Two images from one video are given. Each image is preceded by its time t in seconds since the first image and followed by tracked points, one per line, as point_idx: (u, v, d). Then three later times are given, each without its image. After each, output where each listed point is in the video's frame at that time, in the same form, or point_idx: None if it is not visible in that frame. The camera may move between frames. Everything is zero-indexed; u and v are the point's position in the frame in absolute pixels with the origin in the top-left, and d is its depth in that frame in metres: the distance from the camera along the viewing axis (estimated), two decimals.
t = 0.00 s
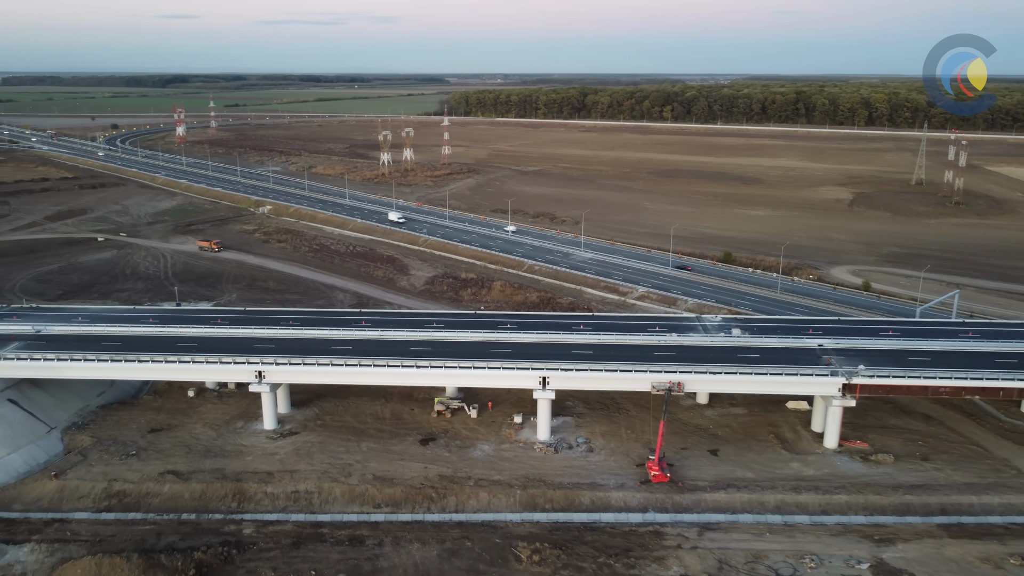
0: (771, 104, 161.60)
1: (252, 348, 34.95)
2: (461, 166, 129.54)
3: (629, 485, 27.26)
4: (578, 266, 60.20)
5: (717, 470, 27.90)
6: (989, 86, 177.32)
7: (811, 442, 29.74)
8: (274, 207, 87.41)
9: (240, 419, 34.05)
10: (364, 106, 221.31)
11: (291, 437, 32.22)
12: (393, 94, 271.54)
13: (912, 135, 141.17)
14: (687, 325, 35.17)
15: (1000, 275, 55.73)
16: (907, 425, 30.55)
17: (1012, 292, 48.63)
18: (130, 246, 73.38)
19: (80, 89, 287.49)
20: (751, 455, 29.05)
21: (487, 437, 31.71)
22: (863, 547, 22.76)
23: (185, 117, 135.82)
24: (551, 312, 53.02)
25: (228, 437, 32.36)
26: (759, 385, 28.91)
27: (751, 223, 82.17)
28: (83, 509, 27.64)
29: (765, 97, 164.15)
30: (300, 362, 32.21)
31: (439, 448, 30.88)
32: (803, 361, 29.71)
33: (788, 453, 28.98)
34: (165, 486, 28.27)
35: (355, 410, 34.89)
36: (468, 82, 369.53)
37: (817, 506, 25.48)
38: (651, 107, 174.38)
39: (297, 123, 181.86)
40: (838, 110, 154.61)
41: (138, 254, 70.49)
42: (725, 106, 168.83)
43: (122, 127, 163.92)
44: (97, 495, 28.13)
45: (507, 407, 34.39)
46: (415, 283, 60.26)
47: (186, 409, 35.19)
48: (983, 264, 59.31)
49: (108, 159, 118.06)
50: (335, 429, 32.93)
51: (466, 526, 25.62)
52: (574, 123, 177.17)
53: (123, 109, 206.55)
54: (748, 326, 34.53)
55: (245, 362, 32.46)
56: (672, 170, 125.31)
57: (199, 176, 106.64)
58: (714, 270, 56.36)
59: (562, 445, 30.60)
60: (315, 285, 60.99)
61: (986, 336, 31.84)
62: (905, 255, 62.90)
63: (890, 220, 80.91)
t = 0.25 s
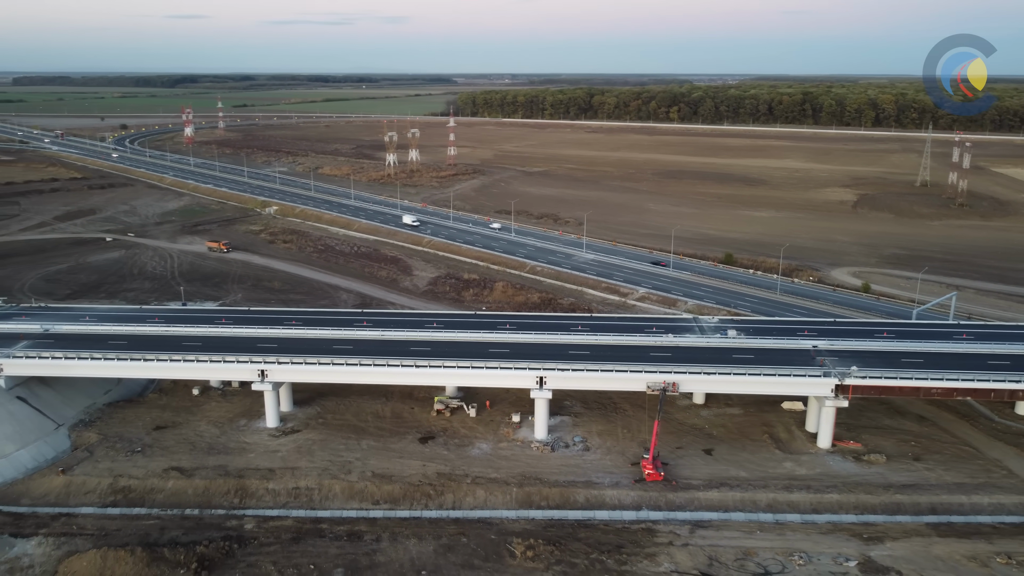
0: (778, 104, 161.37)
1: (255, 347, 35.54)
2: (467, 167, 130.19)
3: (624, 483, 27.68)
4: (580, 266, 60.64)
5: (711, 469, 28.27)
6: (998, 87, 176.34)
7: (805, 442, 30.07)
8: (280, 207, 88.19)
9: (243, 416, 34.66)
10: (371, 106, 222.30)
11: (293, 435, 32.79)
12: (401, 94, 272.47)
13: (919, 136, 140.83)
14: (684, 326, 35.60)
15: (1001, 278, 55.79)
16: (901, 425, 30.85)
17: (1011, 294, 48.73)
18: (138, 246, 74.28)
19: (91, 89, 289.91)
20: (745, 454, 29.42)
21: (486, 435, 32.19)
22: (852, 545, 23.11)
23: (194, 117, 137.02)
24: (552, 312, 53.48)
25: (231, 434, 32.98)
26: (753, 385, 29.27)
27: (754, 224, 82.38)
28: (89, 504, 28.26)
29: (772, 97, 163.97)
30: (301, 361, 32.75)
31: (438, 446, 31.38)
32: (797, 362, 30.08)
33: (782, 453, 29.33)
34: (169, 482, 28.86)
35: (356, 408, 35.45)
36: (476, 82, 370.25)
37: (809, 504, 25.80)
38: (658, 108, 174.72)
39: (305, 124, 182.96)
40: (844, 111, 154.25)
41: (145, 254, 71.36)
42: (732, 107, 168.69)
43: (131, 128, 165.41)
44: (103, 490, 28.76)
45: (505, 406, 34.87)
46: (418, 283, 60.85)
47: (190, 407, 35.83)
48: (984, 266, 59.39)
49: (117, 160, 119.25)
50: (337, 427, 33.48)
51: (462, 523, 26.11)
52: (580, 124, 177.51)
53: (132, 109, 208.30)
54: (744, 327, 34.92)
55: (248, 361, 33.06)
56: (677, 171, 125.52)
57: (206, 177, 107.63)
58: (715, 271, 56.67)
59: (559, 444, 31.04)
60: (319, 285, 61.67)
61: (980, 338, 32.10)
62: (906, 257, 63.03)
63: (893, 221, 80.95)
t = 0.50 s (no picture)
0: (789, 105, 160.83)
1: (261, 346, 36.28)
2: (476, 168, 130.85)
3: (620, 481, 28.13)
4: (585, 268, 61.11)
5: (706, 469, 28.68)
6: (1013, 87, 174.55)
7: (801, 443, 30.41)
8: (290, 208, 89.17)
9: (250, 414, 35.40)
10: (382, 107, 223.42)
11: (297, 432, 33.48)
12: (412, 94, 273.67)
13: (930, 137, 140.02)
14: (683, 328, 35.99)
15: (1006, 281, 55.70)
16: (897, 426, 31.12)
17: (1015, 297, 48.70)
18: (150, 246, 75.41)
19: (106, 89, 292.97)
20: (741, 454, 29.81)
21: (486, 434, 32.74)
22: (842, 544, 23.48)
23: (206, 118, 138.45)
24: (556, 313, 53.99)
25: (237, 431, 33.73)
26: (749, 386, 29.65)
27: (760, 226, 82.48)
28: (99, 498, 29.07)
29: (783, 98, 163.45)
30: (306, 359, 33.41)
31: (439, 444, 31.96)
32: (793, 364, 30.42)
33: (777, 453, 29.69)
34: (177, 477, 29.61)
35: (360, 407, 36.10)
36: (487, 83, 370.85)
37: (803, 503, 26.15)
38: (668, 109, 174.80)
39: (316, 124, 184.33)
40: (856, 112, 153.48)
41: (157, 254, 72.47)
42: (742, 108, 168.33)
43: (145, 128, 167.21)
44: (112, 484, 29.55)
45: (506, 405, 35.42)
46: (424, 283, 61.50)
47: (198, 404, 36.63)
48: (990, 269, 59.29)
49: (131, 160, 120.77)
50: (341, 425, 34.15)
51: (461, 519, 26.66)
52: (590, 125, 177.77)
53: (146, 110, 210.49)
54: (743, 329, 35.28)
55: (254, 360, 33.76)
56: (685, 172, 125.61)
57: (218, 177, 108.88)
58: (719, 273, 56.98)
59: (558, 443, 31.55)
60: (327, 285, 62.49)
61: (977, 341, 32.29)
62: (912, 259, 63.00)
63: (901, 224, 80.81)
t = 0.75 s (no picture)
0: (800, 106, 160.23)
1: (267, 344, 36.90)
2: (485, 168, 131.38)
3: (618, 480, 28.51)
4: (590, 269, 61.45)
5: (704, 469, 29.01)
6: None
7: (798, 443, 30.68)
8: (300, 208, 90.02)
9: (256, 411, 36.05)
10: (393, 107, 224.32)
11: (302, 430, 34.07)
12: (423, 94, 274.67)
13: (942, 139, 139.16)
14: (684, 329, 36.33)
15: (1012, 284, 55.60)
16: (895, 428, 31.33)
17: (1019, 300, 48.64)
18: (161, 245, 76.39)
19: (120, 89, 295.85)
20: (738, 454, 30.12)
21: (487, 433, 33.22)
22: (835, 543, 23.78)
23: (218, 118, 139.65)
24: (560, 314, 54.39)
25: (243, 428, 34.37)
26: (747, 387, 29.96)
27: (767, 228, 82.52)
28: (108, 492, 29.78)
29: (794, 99, 162.89)
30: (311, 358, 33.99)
31: (441, 443, 32.46)
32: (791, 365, 30.70)
33: (775, 453, 29.98)
34: (183, 473, 30.26)
35: (364, 405, 36.66)
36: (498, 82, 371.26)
37: (798, 503, 26.45)
38: (679, 110, 174.78)
39: (327, 124, 185.56)
40: (867, 113, 152.73)
41: (168, 253, 73.43)
42: (753, 109, 167.93)
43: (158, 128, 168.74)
44: (121, 479, 30.25)
45: (508, 404, 35.88)
46: (430, 284, 62.03)
47: (206, 401, 37.32)
48: (996, 272, 59.18)
49: (144, 160, 122.13)
50: (344, 423, 34.72)
51: (460, 516, 27.15)
52: (600, 125, 177.95)
53: (159, 109, 212.45)
54: (742, 331, 35.58)
55: (259, 358, 34.38)
56: (694, 174, 125.62)
57: (229, 177, 110.00)
58: (723, 275, 57.19)
59: (557, 442, 31.97)
60: (335, 285, 63.18)
61: (975, 344, 32.47)
62: (918, 262, 62.94)
63: (909, 226, 80.61)
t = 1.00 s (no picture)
0: (812, 108, 159.60)
1: (274, 344, 37.62)
2: (495, 169, 131.99)
3: (615, 479, 28.94)
4: (595, 270, 61.86)
5: (700, 469, 29.38)
6: None
7: (795, 444, 30.99)
8: (310, 209, 91.00)
9: (262, 409, 36.77)
10: (405, 107, 225.44)
11: (307, 427, 34.74)
12: (436, 94, 275.86)
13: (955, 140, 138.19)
14: (683, 331, 36.70)
15: (1018, 288, 55.46)
16: (892, 430, 31.56)
17: None
18: (173, 245, 77.51)
19: (136, 89, 299.12)
20: (735, 455, 30.48)
21: (488, 431, 33.75)
22: (826, 542, 24.14)
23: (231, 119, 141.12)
24: (564, 314, 54.85)
25: (250, 425, 35.09)
26: (744, 388, 30.31)
27: (775, 230, 82.54)
28: (117, 487, 30.57)
29: (806, 100, 162.28)
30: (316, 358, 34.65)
31: (443, 441, 33.02)
32: (788, 368, 31.04)
33: (771, 454, 30.33)
34: (191, 469, 31.01)
35: (368, 404, 37.30)
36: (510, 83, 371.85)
37: (792, 503, 26.79)
38: (690, 110, 174.71)
39: (339, 125, 186.91)
40: (880, 114, 151.87)
41: (180, 253, 74.55)
42: (765, 110, 167.45)
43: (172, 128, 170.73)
44: (130, 474, 31.04)
45: (509, 404, 36.38)
46: (437, 284, 62.65)
47: (214, 399, 38.09)
48: (1002, 275, 59.05)
49: (158, 160, 123.70)
50: (349, 421, 35.36)
51: (459, 512, 27.72)
52: (611, 126, 178.14)
53: (173, 109, 214.68)
54: (742, 333, 35.91)
55: (265, 356, 35.05)
56: (704, 175, 125.61)
57: (241, 177, 111.23)
58: (728, 277, 57.41)
59: (557, 441, 32.44)
60: (343, 285, 63.97)
61: (973, 347, 32.70)
62: (924, 265, 62.86)
63: (917, 229, 80.39)
